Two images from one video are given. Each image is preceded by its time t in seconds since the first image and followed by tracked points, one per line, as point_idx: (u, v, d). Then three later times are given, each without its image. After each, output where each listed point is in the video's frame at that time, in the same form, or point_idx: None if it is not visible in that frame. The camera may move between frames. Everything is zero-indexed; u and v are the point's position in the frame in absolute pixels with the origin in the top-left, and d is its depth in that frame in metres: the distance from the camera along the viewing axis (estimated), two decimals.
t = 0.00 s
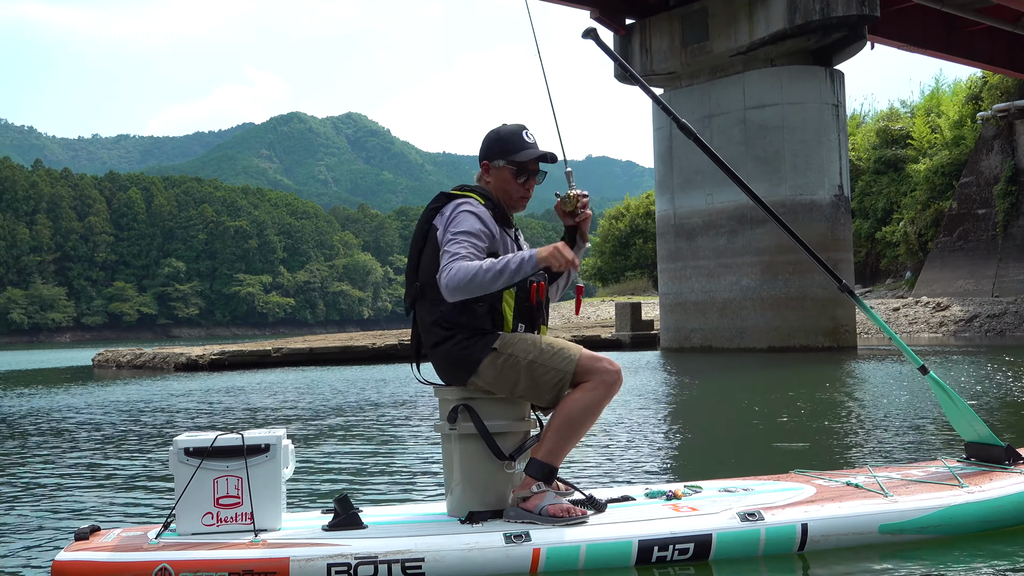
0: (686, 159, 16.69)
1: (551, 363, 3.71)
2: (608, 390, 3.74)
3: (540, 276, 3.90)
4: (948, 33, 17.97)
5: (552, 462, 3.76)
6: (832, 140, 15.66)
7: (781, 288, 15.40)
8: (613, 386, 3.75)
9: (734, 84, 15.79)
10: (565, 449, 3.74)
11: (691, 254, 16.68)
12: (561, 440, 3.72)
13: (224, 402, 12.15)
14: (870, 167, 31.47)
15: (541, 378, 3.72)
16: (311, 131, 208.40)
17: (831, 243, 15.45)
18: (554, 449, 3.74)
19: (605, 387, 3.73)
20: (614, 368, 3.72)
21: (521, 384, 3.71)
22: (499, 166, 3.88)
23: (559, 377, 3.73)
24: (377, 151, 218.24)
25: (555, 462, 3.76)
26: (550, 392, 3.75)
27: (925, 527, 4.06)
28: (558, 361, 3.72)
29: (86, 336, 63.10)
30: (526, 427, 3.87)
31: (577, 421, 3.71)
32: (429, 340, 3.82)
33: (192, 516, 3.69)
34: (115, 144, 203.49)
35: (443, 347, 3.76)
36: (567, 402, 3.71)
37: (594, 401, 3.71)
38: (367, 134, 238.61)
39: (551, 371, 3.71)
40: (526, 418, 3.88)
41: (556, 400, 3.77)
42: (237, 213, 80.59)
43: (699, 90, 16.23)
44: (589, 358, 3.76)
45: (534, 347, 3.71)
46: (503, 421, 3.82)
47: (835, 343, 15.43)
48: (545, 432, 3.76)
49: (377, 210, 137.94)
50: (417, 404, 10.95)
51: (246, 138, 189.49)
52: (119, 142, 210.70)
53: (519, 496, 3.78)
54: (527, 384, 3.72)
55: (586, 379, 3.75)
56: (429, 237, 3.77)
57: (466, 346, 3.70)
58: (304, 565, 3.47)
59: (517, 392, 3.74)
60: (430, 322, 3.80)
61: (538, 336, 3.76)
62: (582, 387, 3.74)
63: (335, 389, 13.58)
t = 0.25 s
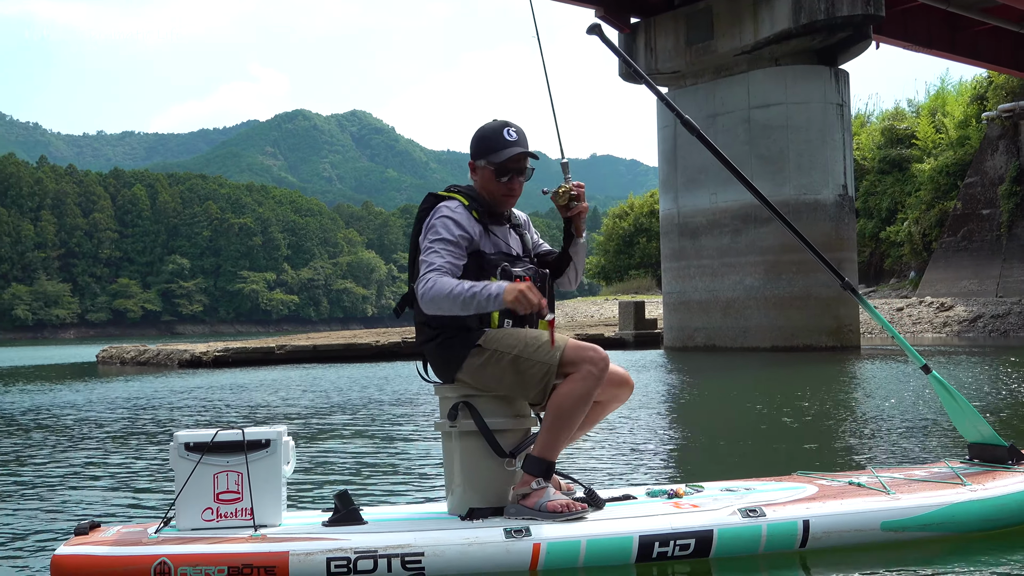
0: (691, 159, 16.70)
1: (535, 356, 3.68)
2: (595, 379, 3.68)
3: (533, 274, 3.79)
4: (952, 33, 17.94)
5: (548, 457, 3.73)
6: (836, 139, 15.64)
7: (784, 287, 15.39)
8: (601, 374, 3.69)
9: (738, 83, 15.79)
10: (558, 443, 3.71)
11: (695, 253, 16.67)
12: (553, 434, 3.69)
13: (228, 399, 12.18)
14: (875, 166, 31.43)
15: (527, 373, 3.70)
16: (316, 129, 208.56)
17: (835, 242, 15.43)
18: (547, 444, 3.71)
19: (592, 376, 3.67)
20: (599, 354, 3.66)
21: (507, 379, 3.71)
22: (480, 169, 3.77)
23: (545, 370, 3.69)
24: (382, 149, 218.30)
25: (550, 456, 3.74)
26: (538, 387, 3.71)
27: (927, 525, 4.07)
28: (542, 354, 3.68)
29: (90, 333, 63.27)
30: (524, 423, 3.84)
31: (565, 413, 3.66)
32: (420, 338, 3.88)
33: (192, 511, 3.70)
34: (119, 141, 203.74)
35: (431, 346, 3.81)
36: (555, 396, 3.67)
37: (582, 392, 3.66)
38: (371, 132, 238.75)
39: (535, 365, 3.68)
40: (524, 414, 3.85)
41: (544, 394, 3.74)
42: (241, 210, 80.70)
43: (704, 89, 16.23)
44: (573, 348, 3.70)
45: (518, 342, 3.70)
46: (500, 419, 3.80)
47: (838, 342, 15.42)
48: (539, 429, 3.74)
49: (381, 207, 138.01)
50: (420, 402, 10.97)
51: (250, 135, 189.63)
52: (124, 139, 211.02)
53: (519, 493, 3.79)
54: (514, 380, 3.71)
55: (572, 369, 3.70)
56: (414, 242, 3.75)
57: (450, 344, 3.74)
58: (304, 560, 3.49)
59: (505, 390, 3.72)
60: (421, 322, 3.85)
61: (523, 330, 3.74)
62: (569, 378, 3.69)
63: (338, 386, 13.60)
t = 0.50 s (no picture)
0: (694, 159, 16.70)
1: (521, 355, 3.62)
2: (583, 375, 3.58)
3: (524, 275, 3.74)
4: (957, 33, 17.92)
5: (545, 456, 3.66)
6: (840, 139, 15.62)
7: (788, 287, 15.38)
8: (589, 371, 3.58)
9: (742, 83, 15.79)
10: (552, 442, 3.63)
11: (698, 253, 16.68)
12: (544, 432, 3.61)
13: (232, 398, 12.22)
14: (879, 166, 31.39)
15: (515, 371, 3.64)
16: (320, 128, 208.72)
17: (839, 243, 15.41)
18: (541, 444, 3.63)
19: (579, 373, 3.57)
20: (584, 349, 3.56)
21: (496, 378, 3.66)
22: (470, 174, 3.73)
23: (531, 368, 3.62)
24: (385, 148, 218.39)
25: (546, 455, 3.67)
26: (526, 385, 3.64)
27: (933, 526, 4.07)
28: (527, 352, 3.61)
29: (93, 331, 63.42)
30: (523, 422, 3.77)
31: (554, 411, 3.58)
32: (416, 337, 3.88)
33: (194, 512, 3.70)
34: (123, 140, 204.07)
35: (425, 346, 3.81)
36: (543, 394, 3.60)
37: (569, 389, 3.57)
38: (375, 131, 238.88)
39: (522, 363, 3.62)
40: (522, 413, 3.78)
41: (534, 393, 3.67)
42: (245, 209, 80.82)
43: (707, 88, 16.24)
44: (560, 344, 3.61)
45: (505, 341, 3.64)
46: (499, 419, 3.73)
47: (842, 343, 15.40)
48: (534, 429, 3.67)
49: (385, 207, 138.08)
50: (424, 402, 11.00)
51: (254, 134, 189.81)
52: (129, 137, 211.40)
53: (520, 495, 3.77)
54: (503, 379, 3.65)
55: (561, 366, 3.61)
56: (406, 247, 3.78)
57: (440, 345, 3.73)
58: (305, 561, 3.50)
59: (495, 389, 3.67)
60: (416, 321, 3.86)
61: (511, 328, 3.68)
62: (558, 375, 3.61)
63: (343, 386, 13.63)
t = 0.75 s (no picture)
0: (699, 160, 16.70)
1: (523, 359, 3.60)
2: (584, 380, 3.55)
3: (526, 277, 3.78)
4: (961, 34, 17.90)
5: (547, 461, 3.63)
6: (844, 141, 15.62)
7: (792, 289, 15.38)
8: (590, 375, 3.56)
9: (746, 84, 15.80)
10: (553, 446, 3.58)
11: (702, 254, 16.68)
12: (545, 437, 3.56)
13: (236, 401, 12.20)
14: (883, 167, 31.37)
15: (517, 375, 3.61)
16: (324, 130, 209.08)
17: (843, 244, 15.41)
18: (543, 449, 3.60)
19: (581, 377, 3.54)
20: (587, 353, 3.54)
21: (497, 382, 3.63)
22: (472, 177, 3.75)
23: (533, 372, 3.59)
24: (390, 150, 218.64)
25: (548, 460, 3.63)
26: (528, 390, 3.62)
27: (938, 532, 4.01)
28: (530, 356, 3.59)
29: (99, 334, 63.53)
30: (524, 426, 3.74)
31: (555, 413, 3.55)
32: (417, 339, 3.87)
33: (195, 515, 3.66)
34: (128, 143, 204.59)
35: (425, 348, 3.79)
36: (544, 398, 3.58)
37: (571, 393, 3.54)
38: (380, 133, 239.23)
39: (524, 367, 3.59)
40: (525, 417, 3.74)
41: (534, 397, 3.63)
42: (249, 212, 80.99)
43: (711, 90, 16.25)
44: (561, 348, 3.59)
45: (506, 345, 3.62)
46: (502, 423, 3.70)
47: (846, 344, 15.39)
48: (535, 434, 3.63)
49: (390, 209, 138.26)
50: (428, 405, 10.98)
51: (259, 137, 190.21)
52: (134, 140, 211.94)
53: (521, 499, 3.72)
54: (505, 383, 3.63)
55: (562, 370, 3.59)
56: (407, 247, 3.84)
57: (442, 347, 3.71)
58: (303, 566, 3.41)
59: (496, 393, 3.65)
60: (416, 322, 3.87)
61: (513, 332, 3.67)
62: (560, 379, 3.58)
63: (347, 389, 13.62)
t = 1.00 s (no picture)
0: (702, 162, 16.70)
1: (522, 361, 3.57)
2: (583, 383, 3.51)
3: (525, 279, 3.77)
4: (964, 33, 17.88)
5: (544, 465, 3.58)
6: (848, 141, 15.62)
7: (796, 289, 15.37)
8: (589, 379, 3.51)
9: (750, 85, 15.80)
10: (551, 449, 3.54)
11: (706, 255, 16.68)
12: (543, 439, 3.53)
13: (239, 405, 12.20)
14: (887, 168, 31.33)
15: (515, 378, 3.58)
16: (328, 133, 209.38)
17: (847, 244, 15.40)
18: (541, 452, 3.56)
19: (580, 380, 3.50)
20: (588, 357, 3.51)
21: (496, 384, 3.60)
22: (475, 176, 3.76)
23: (532, 375, 3.56)
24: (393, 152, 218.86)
25: (546, 464, 3.59)
26: (526, 393, 3.57)
27: (940, 537, 3.95)
28: (530, 359, 3.56)
29: (104, 337, 63.76)
30: (523, 429, 3.73)
31: (553, 416, 3.50)
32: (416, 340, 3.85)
33: (192, 517, 3.61)
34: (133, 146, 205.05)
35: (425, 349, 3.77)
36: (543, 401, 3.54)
37: (569, 397, 3.50)
38: (383, 135, 239.51)
39: (523, 370, 3.56)
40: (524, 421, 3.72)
41: (533, 400, 3.59)
42: (254, 214, 81.14)
43: (714, 91, 16.26)
44: (561, 351, 3.55)
45: (506, 347, 3.59)
46: (500, 426, 3.69)
47: (851, 345, 15.38)
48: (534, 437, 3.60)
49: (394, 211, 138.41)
50: (431, 408, 10.96)
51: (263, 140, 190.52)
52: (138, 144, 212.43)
53: (517, 502, 3.65)
54: (503, 385, 3.60)
55: (562, 373, 3.55)
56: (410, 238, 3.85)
57: (442, 348, 3.70)
58: (297, 568, 3.36)
59: (495, 395, 3.62)
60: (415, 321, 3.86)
61: (513, 335, 3.65)
62: (558, 383, 3.54)
63: (350, 392, 13.61)
